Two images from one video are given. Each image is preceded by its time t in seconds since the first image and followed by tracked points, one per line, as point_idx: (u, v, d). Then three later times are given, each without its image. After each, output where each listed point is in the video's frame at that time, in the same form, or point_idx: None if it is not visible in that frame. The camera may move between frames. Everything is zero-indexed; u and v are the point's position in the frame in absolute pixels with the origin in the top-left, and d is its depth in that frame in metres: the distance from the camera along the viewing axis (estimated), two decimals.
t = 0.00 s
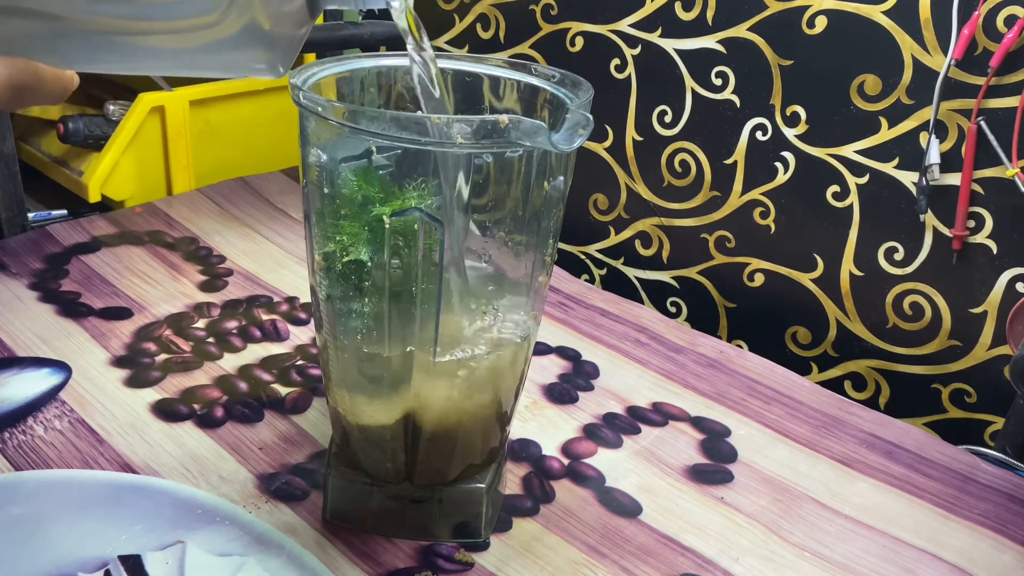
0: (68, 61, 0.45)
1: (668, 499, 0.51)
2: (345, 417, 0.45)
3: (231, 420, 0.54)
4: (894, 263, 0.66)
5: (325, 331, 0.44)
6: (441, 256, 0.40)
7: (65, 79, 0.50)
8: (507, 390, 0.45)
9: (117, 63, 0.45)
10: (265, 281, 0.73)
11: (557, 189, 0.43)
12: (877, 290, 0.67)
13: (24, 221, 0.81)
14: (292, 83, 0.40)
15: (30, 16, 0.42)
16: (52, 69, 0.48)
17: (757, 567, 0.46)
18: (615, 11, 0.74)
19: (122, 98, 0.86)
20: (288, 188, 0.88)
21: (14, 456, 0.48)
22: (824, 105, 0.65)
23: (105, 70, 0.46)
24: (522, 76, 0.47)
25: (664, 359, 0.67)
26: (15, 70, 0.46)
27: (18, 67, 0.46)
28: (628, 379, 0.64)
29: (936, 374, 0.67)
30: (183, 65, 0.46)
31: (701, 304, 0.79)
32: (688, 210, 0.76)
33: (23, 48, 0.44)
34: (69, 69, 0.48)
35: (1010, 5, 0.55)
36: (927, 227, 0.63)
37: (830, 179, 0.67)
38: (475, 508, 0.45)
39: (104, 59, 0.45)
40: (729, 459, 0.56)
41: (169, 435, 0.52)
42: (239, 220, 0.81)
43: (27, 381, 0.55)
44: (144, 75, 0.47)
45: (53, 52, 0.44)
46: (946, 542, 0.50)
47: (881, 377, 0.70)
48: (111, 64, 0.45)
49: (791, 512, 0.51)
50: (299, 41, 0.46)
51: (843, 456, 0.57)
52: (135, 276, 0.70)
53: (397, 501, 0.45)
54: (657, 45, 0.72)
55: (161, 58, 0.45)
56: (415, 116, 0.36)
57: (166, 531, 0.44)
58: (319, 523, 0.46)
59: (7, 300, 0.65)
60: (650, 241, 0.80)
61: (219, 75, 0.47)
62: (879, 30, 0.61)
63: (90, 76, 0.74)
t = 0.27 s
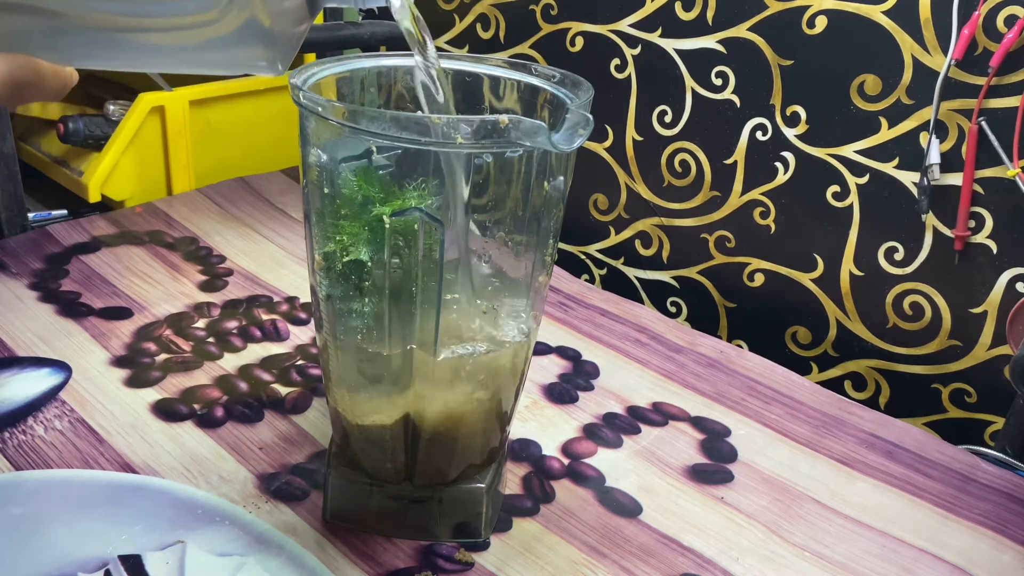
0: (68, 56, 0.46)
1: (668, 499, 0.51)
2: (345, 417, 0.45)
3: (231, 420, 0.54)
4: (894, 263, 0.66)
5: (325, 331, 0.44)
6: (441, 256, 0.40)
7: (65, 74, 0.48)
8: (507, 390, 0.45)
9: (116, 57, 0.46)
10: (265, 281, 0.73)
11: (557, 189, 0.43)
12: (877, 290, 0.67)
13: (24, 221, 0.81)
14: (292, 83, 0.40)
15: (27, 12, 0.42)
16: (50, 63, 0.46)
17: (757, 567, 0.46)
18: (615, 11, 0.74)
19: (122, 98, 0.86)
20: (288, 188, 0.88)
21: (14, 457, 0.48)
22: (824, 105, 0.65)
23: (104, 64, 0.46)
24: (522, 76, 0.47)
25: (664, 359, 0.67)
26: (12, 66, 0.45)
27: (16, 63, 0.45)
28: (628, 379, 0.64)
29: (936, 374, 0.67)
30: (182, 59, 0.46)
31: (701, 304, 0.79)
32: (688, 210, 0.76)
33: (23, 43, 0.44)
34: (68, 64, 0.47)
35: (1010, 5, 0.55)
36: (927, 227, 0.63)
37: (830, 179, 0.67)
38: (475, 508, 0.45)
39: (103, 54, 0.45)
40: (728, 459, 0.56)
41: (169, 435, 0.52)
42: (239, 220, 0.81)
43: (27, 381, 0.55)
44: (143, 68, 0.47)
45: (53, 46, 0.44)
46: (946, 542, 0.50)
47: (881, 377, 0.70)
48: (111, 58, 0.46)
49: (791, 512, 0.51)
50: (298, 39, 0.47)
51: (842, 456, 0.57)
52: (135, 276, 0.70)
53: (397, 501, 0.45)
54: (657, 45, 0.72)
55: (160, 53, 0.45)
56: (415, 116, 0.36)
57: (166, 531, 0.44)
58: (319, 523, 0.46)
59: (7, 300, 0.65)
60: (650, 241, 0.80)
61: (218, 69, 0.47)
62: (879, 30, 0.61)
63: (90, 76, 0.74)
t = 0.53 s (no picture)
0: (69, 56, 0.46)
1: (668, 499, 0.51)
2: (345, 417, 0.45)
3: (231, 420, 0.54)
4: (894, 263, 0.66)
5: (325, 330, 0.44)
6: (441, 256, 0.40)
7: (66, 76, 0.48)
8: (507, 390, 0.45)
9: (116, 57, 0.45)
10: (265, 281, 0.73)
11: (557, 189, 0.43)
12: (877, 290, 0.67)
13: (24, 221, 0.81)
14: (292, 83, 0.40)
15: (28, 11, 0.42)
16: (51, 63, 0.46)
17: (757, 567, 0.46)
18: (615, 11, 0.74)
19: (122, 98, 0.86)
20: (288, 188, 0.88)
21: (14, 457, 0.48)
22: (824, 105, 0.65)
23: (104, 64, 0.46)
24: (522, 76, 0.47)
25: (664, 359, 0.67)
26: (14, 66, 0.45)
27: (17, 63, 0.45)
28: (628, 379, 0.64)
29: (936, 374, 0.67)
30: (182, 59, 0.46)
31: (701, 304, 0.79)
32: (688, 210, 0.76)
33: (24, 43, 0.45)
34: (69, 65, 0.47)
35: (1010, 5, 0.55)
36: (927, 227, 0.63)
37: (830, 179, 0.67)
38: (475, 508, 0.45)
39: (103, 54, 0.45)
40: (729, 459, 0.56)
41: (169, 435, 0.52)
42: (239, 220, 0.81)
43: (27, 381, 0.55)
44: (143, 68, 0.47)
45: (53, 46, 0.45)
46: (946, 542, 0.50)
47: (881, 377, 0.70)
48: (111, 58, 0.46)
49: (791, 512, 0.51)
50: (299, 40, 0.47)
51: (842, 456, 0.57)
52: (135, 276, 0.70)
53: (397, 501, 0.45)
54: (657, 45, 0.72)
55: (161, 53, 0.45)
56: (415, 116, 0.36)
57: (166, 532, 0.44)
58: (319, 523, 0.46)
59: (7, 300, 0.65)
60: (650, 241, 0.80)
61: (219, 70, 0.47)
62: (879, 30, 0.61)
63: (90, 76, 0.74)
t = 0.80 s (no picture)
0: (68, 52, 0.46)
1: (668, 499, 0.51)
2: (345, 417, 0.45)
3: (231, 420, 0.54)
4: (894, 262, 0.66)
5: (325, 330, 0.44)
6: (441, 256, 0.40)
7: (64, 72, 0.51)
8: (507, 390, 0.45)
9: (115, 54, 0.45)
10: (265, 281, 0.73)
11: (557, 189, 0.43)
12: (877, 289, 0.67)
13: (24, 221, 0.81)
14: (292, 83, 0.40)
15: (27, 8, 0.42)
16: (51, 62, 0.48)
17: (757, 567, 0.46)
18: (615, 11, 0.74)
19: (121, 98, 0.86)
20: (288, 188, 0.88)
21: (14, 456, 0.48)
22: (824, 105, 0.65)
23: (104, 62, 0.46)
24: (522, 76, 0.47)
25: (664, 359, 0.67)
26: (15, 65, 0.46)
27: (17, 61, 0.47)
28: (628, 379, 0.64)
29: (936, 374, 0.67)
30: (182, 57, 0.46)
31: (701, 304, 0.79)
32: (688, 209, 0.76)
33: (23, 40, 0.45)
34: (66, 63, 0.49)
35: (1010, 5, 0.55)
36: (927, 227, 0.63)
37: (830, 179, 0.67)
38: (475, 508, 0.45)
39: (103, 51, 0.45)
40: (729, 459, 0.56)
41: (169, 435, 0.52)
42: (239, 220, 0.81)
43: (27, 381, 0.55)
44: (143, 66, 0.47)
45: (53, 43, 0.45)
46: (946, 542, 0.50)
47: (881, 377, 0.70)
48: (110, 55, 0.46)
49: (791, 512, 0.51)
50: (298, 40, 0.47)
51: (842, 456, 0.57)
52: (135, 276, 0.70)
53: (397, 500, 0.45)
54: (657, 45, 0.72)
55: (160, 51, 0.45)
56: (415, 116, 0.36)
57: (166, 532, 0.44)
58: (319, 523, 0.46)
59: (7, 300, 0.65)
60: (650, 241, 0.80)
61: (218, 68, 0.47)
62: (879, 30, 0.61)
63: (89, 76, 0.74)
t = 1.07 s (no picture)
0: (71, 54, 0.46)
1: (668, 499, 0.51)
2: (345, 416, 0.45)
3: (231, 420, 0.54)
4: (894, 262, 0.66)
5: (325, 330, 0.44)
6: (441, 255, 0.40)
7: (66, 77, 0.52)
8: (507, 390, 0.45)
9: (117, 56, 0.45)
10: (265, 281, 0.73)
11: (557, 189, 0.43)
12: (877, 289, 0.67)
13: (24, 221, 0.81)
14: (292, 83, 0.40)
15: (27, 8, 0.42)
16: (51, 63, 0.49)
17: (757, 567, 0.46)
18: (615, 11, 0.74)
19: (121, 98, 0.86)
20: (288, 188, 0.88)
21: (14, 457, 0.48)
22: (824, 105, 0.65)
23: (105, 63, 0.46)
24: (522, 76, 0.47)
25: (664, 359, 0.67)
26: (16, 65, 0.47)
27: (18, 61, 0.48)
28: (628, 379, 0.64)
29: (936, 374, 0.67)
30: (183, 59, 0.46)
31: (701, 304, 0.79)
32: (688, 209, 0.76)
33: (25, 40, 0.45)
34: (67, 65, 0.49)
35: (1010, 5, 0.55)
36: (927, 227, 0.63)
37: (830, 179, 0.67)
38: (475, 508, 0.45)
39: (104, 52, 0.45)
40: (729, 459, 0.56)
41: (169, 435, 0.52)
42: (239, 220, 0.81)
43: (27, 381, 0.55)
44: (145, 68, 0.47)
45: (54, 44, 0.45)
46: (946, 542, 0.50)
47: (881, 377, 0.70)
48: (112, 57, 0.46)
49: (791, 512, 0.51)
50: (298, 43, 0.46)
51: (842, 456, 0.57)
52: (135, 276, 0.70)
53: (397, 501, 0.45)
54: (657, 45, 0.72)
55: (162, 52, 0.45)
56: (415, 116, 0.36)
57: (166, 532, 0.44)
58: (319, 523, 0.46)
59: (7, 300, 0.65)
60: (650, 241, 0.80)
61: (220, 71, 0.47)
62: (879, 31, 0.61)
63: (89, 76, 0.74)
